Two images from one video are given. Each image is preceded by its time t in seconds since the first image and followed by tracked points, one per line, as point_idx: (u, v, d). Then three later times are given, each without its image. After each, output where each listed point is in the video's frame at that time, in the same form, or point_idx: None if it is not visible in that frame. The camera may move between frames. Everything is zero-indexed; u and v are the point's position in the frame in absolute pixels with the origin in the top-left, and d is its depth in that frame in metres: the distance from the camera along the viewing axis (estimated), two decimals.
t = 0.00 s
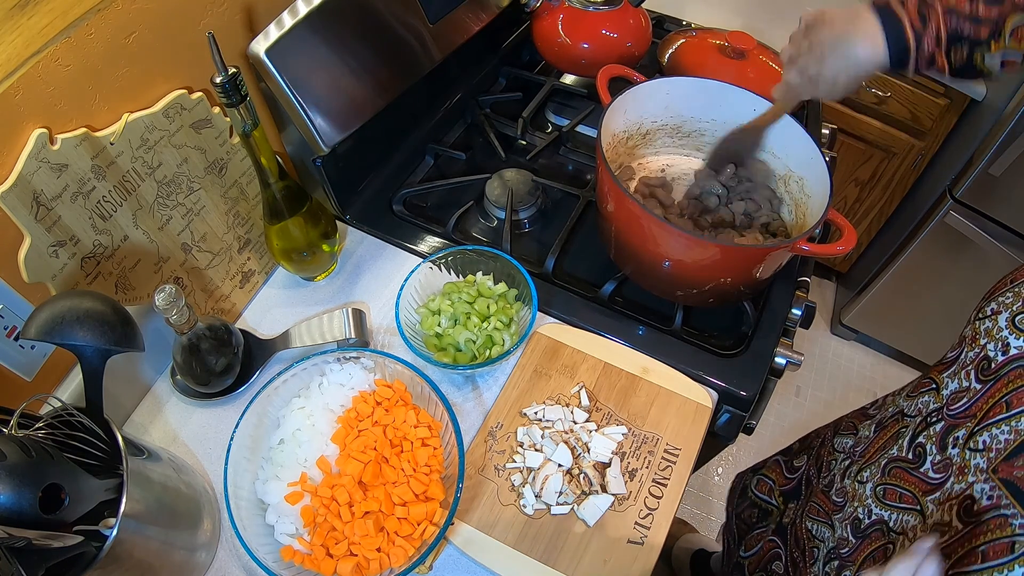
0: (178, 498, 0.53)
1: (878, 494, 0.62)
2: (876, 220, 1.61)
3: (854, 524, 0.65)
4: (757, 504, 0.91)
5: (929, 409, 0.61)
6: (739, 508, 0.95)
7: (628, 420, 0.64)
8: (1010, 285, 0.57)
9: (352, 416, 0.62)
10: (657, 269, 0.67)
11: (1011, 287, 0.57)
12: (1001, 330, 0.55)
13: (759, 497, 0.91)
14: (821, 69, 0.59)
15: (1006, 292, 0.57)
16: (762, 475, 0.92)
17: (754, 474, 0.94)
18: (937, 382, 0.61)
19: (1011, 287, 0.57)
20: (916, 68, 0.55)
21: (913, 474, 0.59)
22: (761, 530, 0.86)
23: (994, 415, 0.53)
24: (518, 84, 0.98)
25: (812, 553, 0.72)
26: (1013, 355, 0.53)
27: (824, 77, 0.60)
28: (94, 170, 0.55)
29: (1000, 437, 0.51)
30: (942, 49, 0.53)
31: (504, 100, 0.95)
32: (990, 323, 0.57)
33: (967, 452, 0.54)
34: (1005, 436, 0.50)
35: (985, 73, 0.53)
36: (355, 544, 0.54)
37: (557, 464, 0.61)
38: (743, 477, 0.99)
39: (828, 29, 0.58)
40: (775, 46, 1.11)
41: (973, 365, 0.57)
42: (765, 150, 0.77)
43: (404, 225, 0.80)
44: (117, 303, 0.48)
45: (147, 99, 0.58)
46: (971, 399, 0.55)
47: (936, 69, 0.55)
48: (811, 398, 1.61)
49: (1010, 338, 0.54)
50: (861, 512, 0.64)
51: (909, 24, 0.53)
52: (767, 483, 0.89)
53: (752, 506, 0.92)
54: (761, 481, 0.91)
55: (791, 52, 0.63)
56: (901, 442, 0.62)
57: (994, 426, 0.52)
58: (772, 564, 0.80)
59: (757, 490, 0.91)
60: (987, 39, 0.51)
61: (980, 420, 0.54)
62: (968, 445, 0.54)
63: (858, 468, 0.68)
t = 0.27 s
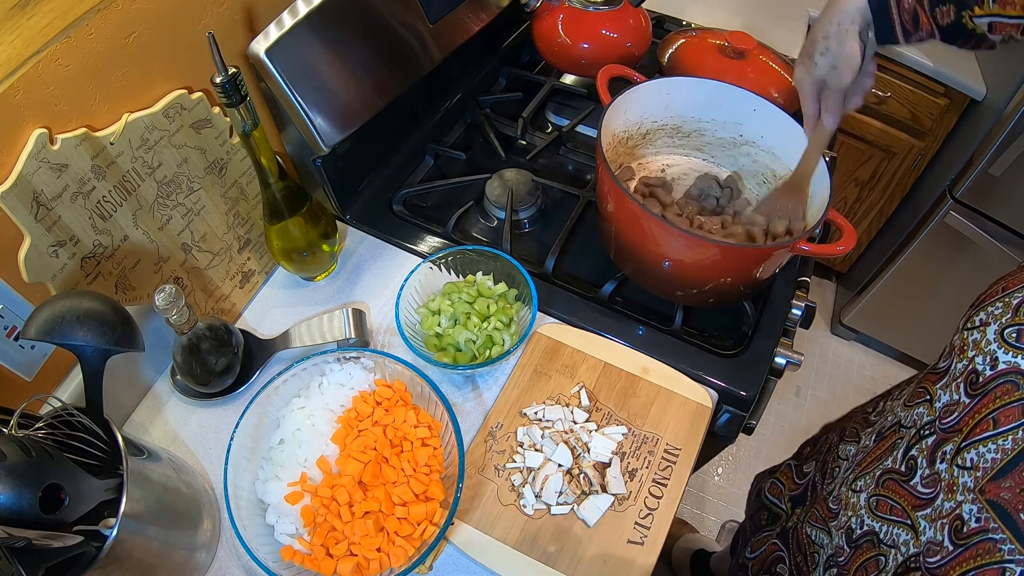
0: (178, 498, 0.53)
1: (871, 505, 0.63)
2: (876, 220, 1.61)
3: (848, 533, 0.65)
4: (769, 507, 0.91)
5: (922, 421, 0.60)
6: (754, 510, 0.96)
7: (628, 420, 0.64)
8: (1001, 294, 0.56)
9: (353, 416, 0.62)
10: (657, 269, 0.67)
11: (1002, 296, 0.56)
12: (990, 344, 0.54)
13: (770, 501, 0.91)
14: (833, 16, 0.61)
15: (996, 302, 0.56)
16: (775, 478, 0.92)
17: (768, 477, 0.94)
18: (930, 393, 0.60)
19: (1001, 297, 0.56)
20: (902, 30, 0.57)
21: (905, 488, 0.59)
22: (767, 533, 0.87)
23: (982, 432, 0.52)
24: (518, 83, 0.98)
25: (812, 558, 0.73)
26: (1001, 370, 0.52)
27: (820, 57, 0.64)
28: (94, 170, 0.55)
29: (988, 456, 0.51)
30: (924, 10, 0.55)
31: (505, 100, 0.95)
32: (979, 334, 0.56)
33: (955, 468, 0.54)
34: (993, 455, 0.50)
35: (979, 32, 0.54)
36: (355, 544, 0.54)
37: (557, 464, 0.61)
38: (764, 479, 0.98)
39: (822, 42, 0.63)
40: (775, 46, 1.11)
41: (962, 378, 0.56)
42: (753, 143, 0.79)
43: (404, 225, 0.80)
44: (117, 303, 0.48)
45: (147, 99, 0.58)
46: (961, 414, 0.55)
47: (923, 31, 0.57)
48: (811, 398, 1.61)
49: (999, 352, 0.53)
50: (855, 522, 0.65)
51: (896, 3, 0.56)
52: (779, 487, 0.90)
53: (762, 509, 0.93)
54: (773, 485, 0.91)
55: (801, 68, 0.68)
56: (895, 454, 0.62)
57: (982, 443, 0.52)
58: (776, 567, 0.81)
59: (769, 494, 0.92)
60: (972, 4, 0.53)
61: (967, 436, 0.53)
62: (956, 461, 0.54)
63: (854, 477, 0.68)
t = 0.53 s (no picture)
0: (178, 498, 0.53)
1: (867, 487, 0.62)
2: (876, 220, 1.61)
3: (844, 516, 0.65)
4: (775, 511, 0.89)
5: (918, 405, 0.60)
6: (760, 517, 0.94)
7: (628, 420, 0.64)
8: (1002, 283, 0.56)
9: (353, 416, 0.62)
10: (656, 269, 0.67)
11: (1004, 285, 0.56)
12: (989, 328, 0.55)
13: (776, 504, 0.89)
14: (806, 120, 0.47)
15: (998, 290, 0.56)
16: (770, 483, 0.91)
17: (762, 484, 0.93)
18: (928, 377, 0.61)
19: (1002, 286, 0.56)
20: (901, 100, 0.45)
21: (899, 468, 0.59)
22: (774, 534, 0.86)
23: (977, 411, 0.52)
24: (518, 84, 0.98)
25: (804, 547, 0.74)
26: (999, 353, 0.52)
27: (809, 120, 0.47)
28: (94, 170, 0.55)
29: (982, 434, 0.51)
30: (921, 79, 0.44)
31: (505, 100, 0.95)
32: (979, 320, 0.56)
33: (949, 446, 0.54)
34: (988, 433, 0.50)
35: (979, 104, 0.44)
36: (355, 544, 0.54)
37: (557, 464, 0.61)
38: (750, 489, 0.98)
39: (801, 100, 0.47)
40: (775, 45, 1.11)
41: (960, 361, 0.57)
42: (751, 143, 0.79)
43: (404, 225, 0.80)
44: (117, 303, 0.48)
45: (147, 100, 0.58)
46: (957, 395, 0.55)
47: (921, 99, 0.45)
48: (810, 397, 1.61)
49: (996, 336, 0.53)
50: (851, 504, 0.65)
51: (894, 67, 0.44)
52: (780, 489, 0.88)
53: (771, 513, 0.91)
54: (772, 489, 0.90)
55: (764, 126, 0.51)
56: (891, 437, 0.62)
57: (977, 422, 0.52)
58: (770, 556, 0.83)
59: (772, 497, 0.90)
60: (966, 73, 0.43)
61: (963, 416, 0.53)
62: (951, 440, 0.54)
63: (851, 461, 0.69)
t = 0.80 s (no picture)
0: (178, 498, 0.53)
1: (868, 483, 0.62)
2: (876, 220, 1.61)
3: (844, 513, 0.65)
4: (768, 504, 0.91)
5: (920, 399, 0.60)
6: (751, 509, 0.96)
7: (628, 420, 0.64)
8: (1003, 279, 0.57)
9: (353, 416, 0.62)
10: (656, 269, 0.67)
11: (1004, 281, 0.57)
12: (991, 322, 0.55)
13: (768, 497, 0.91)
14: (859, 62, 0.56)
15: (999, 286, 0.57)
16: (763, 474, 0.92)
17: (756, 474, 0.94)
18: (929, 373, 0.61)
19: (1004, 281, 0.56)
20: (947, 98, 0.56)
21: (902, 463, 0.59)
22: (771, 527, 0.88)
23: (979, 403, 0.53)
24: (518, 84, 0.98)
25: (806, 544, 0.73)
26: (1001, 345, 0.53)
27: (854, 70, 0.57)
28: (94, 170, 0.55)
29: (983, 425, 0.51)
30: (975, 81, 0.54)
31: (505, 100, 0.95)
32: (981, 314, 0.57)
33: (951, 440, 0.54)
34: (988, 424, 0.51)
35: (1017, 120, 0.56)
36: (355, 544, 0.54)
37: (557, 464, 0.61)
38: (744, 479, 1.00)
39: (861, 45, 0.56)
40: (775, 45, 1.11)
41: (962, 355, 0.57)
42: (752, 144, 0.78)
43: (404, 225, 0.80)
44: (117, 303, 0.48)
45: (147, 99, 0.58)
46: (959, 388, 0.56)
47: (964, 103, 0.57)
48: (810, 397, 1.61)
49: (998, 329, 0.54)
50: (852, 501, 0.64)
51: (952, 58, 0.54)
52: (771, 481, 0.90)
53: (764, 506, 0.92)
54: (765, 480, 0.92)
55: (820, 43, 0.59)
56: (893, 433, 0.62)
57: (978, 414, 0.52)
58: (771, 556, 0.81)
59: (764, 490, 0.92)
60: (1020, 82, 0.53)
61: (965, 409, 0.54)
62: (953, 433, 0.54)
63: (852, 458, 0.69)
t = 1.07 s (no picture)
0: (178, 498, 0.53)
1: (871, 483, 0.62)
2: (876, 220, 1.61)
3: (844, 512, 0.65)
4: (752, 499, 0.91)
5: (926, 399, 0.60)
6: (731, 502, 0.95)
7: (628, 420, 0.64)
8: (1012, 279, 0.57)
9: (353, 416, 0.62)
10: (657, 269, 0.67)
11: (1013, 281, 0.56)
12: (999, 322, 0.55)
13: (753, 492, 0.90)
14: (821, 111, 0.58)
15: (1007, 286, 0.57)
16: (752, 469, 0.92)
17: (745, 470, 0.94)
18: (935, 373, 0.61)
19: (1012, 281, 0.56)
20: (905, 142, 0.59)
21: (906, 462, 0.59)
22: (760, 523, 0.87)
23: (987, 402, 0.53)
24: (519, 84, 0.98)
25: (802, 544, 0.73)
26: (1009, 345, 0.53)
27: (814, 118, 0.59)
28: (94, 170, 0.55)
29: (991, 424, 0.51)
30: (933, 122, 0.57)
31: (505, 100, 0.95)
32: (989, 314, 0.56)
33: (957, 438, 0.54)
34: (996, 423, 0.51)
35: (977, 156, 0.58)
36: (355, 544, 0.54)
37: (557, 464, 0.61)
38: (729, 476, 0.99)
39: (824, 94, 0.57)
40: (775, 45, 1.11)
41: (969, 355, 0.57)
42: (756, 142, 0.79)
43: (404, 225, 0.80)
44: (117, 303, 0.48)
45: (147, 100, 0.58)
46: (966, 387, 0.55)
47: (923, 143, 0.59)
48: (810, 397, 1.61)
49: (1006, 328, 0.54)
50: (854, 500, 0.64)
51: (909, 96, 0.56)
52: (759, 477, 0.90)
53: (747, 501, 0.92)
54: (753, 475, 0.91)
55: (782, 77, 0.58)
56: (898, 432, 0.62)
57: (986, 413, 0.52)
58: (764, 556, 0.81)
59: (750, 485, 0.91)
60: (978, 121, 0.55)
61: (972, 408, 0.54)
62: (959, 432, 0.54)
63: (855, 459, 0.68)
